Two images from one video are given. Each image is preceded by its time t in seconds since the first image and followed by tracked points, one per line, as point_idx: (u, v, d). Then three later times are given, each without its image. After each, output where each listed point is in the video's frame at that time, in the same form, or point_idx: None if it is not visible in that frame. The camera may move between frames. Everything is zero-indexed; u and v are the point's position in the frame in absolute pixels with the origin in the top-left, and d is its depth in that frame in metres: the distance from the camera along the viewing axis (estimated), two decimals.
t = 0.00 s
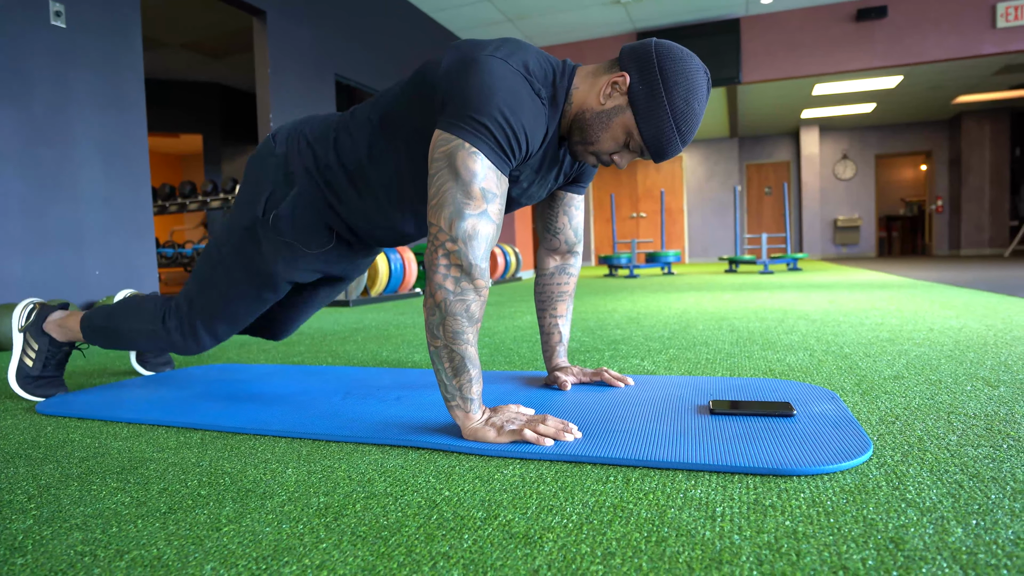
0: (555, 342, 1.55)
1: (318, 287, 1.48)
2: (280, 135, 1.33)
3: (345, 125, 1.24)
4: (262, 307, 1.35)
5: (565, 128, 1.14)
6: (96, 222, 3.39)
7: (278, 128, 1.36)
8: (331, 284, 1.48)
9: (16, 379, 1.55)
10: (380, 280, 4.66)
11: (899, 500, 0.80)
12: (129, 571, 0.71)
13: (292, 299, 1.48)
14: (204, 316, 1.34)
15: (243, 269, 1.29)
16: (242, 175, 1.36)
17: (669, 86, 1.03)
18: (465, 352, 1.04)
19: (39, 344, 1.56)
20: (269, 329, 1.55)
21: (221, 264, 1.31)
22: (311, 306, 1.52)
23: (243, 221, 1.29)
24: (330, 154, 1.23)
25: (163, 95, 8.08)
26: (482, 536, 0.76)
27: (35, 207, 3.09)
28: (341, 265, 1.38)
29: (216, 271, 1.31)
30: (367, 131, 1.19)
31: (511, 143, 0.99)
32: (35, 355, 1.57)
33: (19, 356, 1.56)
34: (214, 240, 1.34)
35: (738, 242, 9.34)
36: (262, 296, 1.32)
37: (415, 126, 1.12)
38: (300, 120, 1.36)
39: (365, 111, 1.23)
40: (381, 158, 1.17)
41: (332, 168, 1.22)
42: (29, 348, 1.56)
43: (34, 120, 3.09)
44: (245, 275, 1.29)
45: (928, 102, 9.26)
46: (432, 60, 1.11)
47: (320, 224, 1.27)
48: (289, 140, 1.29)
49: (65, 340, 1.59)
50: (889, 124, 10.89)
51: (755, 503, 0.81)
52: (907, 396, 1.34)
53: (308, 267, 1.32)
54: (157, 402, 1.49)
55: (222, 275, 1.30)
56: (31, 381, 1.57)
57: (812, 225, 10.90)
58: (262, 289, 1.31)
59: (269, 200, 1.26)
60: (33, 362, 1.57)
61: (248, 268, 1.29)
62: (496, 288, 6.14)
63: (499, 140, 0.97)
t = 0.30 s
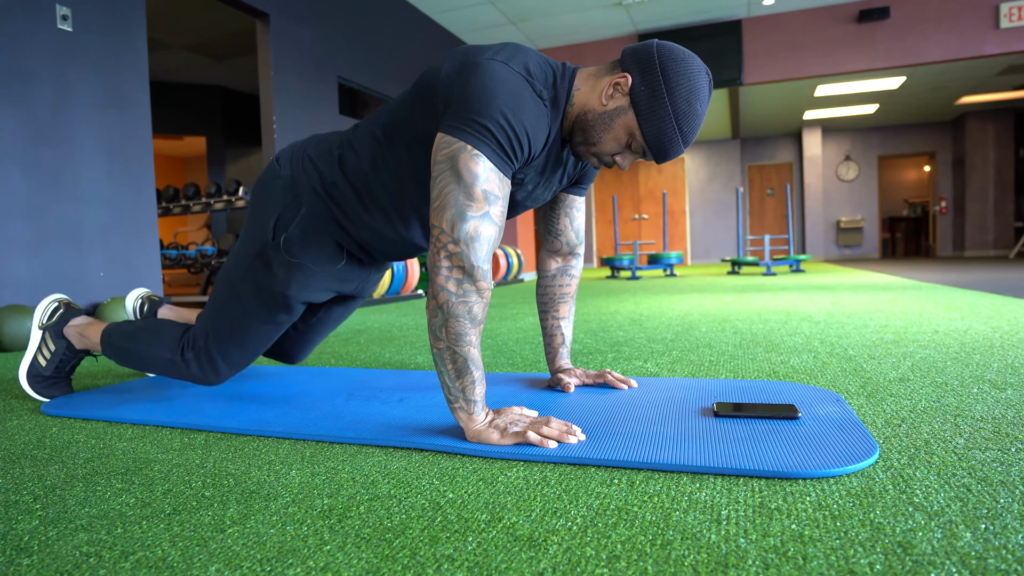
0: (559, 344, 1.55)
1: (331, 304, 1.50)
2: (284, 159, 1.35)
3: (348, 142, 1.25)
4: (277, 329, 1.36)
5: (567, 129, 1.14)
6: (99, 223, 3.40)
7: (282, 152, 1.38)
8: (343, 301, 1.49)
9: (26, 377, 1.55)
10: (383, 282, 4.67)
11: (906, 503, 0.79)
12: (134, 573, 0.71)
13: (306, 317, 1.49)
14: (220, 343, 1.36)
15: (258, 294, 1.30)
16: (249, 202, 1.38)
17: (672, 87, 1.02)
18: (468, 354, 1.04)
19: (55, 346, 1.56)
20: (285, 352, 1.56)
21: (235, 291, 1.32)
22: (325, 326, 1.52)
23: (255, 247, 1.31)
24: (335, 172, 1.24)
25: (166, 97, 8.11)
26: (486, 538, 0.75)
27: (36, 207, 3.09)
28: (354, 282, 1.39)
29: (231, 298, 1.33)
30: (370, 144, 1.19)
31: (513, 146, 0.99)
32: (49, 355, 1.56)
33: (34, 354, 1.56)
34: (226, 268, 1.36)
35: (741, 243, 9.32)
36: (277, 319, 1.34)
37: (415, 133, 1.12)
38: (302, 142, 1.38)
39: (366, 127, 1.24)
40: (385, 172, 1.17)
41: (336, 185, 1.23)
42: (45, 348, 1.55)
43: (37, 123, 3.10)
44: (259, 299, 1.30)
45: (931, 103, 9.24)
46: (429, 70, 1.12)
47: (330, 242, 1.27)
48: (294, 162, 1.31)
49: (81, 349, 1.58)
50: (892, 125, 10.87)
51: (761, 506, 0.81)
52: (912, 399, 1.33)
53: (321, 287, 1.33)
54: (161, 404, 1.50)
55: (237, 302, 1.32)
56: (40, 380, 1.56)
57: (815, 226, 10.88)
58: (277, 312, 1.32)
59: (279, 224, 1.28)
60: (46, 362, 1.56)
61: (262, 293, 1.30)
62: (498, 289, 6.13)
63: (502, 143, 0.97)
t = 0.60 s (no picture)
0: (563, 347, 1.54)
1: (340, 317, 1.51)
2: (292, 173, 1.36)
3: (354, 153, 1.25)
4: (287, 341, 1.37)
5: (572, 131, 1.14)
6: (103, 225, 3.41)
7: (289, 166, 1.40)
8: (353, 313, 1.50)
9: (33, 377, 1.55)
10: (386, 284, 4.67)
11: (912, 507, 0.79)
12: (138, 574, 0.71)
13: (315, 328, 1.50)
14: (230, 357, 1.36)
15: (268, 307, 1.31)
16: (257, 216, 1.40)
17: (677, 88, 1.02)
18: (472, 357, 1.04)
19: (64, 349, 1.56)
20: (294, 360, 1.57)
21: (245, 305, 1.33)
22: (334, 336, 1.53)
23: (264, 261, 1.31)
24: (342, 184, 1.24)
25: (170, 99, 8.14)
26: (491, 541, 0.75)
27: (40, 208, 3.10)
28: (364, 292, 1.39)
29: (241, 312, 1.34)
30: (377, 154, 1.20)
31: (518, 148, 0.99)
32: (57, 357, 1.56)
33: (41, 354, 1.56)
34: (235, 282, 1.37)
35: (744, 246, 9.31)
36: (287, 331, 1.34)
37: (420, 140, 1.12)
38: (309, 155, 1.39)
39: (373, 139, 1.24)
40: (392, 182, 1.17)
41: (344, 197, 1.23)
42: (53, 349, 1.56)
43: (42, 124, 3.12)
44: (269, 313, 1.31)
45: (935, 106, 9.23)
46: (432, 76, 1.12)
47: (339, 254, 1.28)
48: (302, 175, 1.32)
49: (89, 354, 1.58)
50: (895, 129, 10.86)
51: (766, 509, 0.81)
52: (918, 402, 1.33)
53: (330, 298, 1.33)
54: (165, 405, 1.50)
55: (247, 316, 1.33)
56: (46, 381, 1.57)
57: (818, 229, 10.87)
58: (286, 325, 1.33)
59: (287, 237, 1.29)
60: (54, 364, 1.57)
61: (271, 306, 1.31)
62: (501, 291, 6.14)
63: (507, 145, 0.97)
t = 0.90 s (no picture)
0: (562, 348, 1.55)
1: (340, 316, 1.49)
2: (293, 172, 1.35)
3: (356, 154, 1.25)
4: (287, 341, 1.36)
5: (574, 133, 1.14)
6: (103, 225, 3.41)
7: (290, 165, 1.39)
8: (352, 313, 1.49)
9: (34, 375, 1.56)
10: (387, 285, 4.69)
11: (911, 509, 0.79)
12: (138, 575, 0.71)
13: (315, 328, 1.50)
14: (229, 357, 1.36)
15: (268, 307, 1.31)
16: (258, 214, 1.39)
17: (680, 91, 1.03)
18: (472, 359, 1.04)
19: (65, 348, 1.56)
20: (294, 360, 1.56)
21: (244, 304, 1.33)
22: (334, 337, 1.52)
23: (264, 261, 1.31)
24: (344, 185, 1.24)
25: (171, 100, 8.14)
26: (490, 542, 0.75)
27: (41, 208, 3.11)
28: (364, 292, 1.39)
29: (240, 310, 1.34)
30: (378, 155, 1.20)
31: (520, 150, 0.99)
32: (58, 356, 1.56)
33: (42, 353, 1.56)
34: (235, 281, 1.37)
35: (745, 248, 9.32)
36: (286, 331, 1.34)
37: (423, 143, 1.12)
38: (310, 155, 1.38)
39: (374, 140, 1.24)
40: (394, 185, 1.17)
41: (346, 198, 1.23)
42: (54, 348, 1.56)
43: (43, 124, 3.12)
44: (269, 312, 1.31)
45: (935, 109, 9.23)
46: (435, 76, 1.12)
47: (339, 255, 1.28)
48: (302, 175, 1.32)
49: (90, 354, 1.58)
50: (896, 131, 10.86)
51: (766, 511, 0.81)
52: (917, 405, 1.33)
53: (330, 298, 1.33)
54: (165, 406, 1.50)
55: (246, 315, 1.32)
56: (48, 380, 1.57)
57: (819, 231, 10.87)
58: (286, 324, 1.33)
59: (287, 237, 1.28)
60: (54, 362, 1.57)
61: (271, 306, 1.31)
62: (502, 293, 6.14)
63: (508, 147, 0.97)
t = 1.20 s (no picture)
0: (564, 350, 1.55)
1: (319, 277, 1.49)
2: (295, 125, 1.33)
3: (359, 123, 1.24)
4: (259, 292, 1.37)
5: (579, 136, 1.14)
6: (104, 225, 3.42)
7: (295, 117, 1.36)
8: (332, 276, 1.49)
9: (26, 384, 1.57)
10: (388, 286, 4.72)
11: (912, 511, 0.79)
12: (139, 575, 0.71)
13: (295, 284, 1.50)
14: (204, 297, 1.37)
15: (245, 257, 1.31)
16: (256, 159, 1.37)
17: (687, 95, 1.03)
18: (475, 359, 1.04)
19: (44, 346, 1.59)
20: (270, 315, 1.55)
21: (224, 249, 1.33)
22: (313, 294, 1.53)
23: (249, 209, 1.30)
24: (343, 151, 1.23)
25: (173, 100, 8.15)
26: (491, 544, 0.75)
27: (42, 208, 3.11)
28: (345, 258, 1.39)
29: (220, 255, 1.33)
30: (380, 130, 1.19)
31: (525, 151, 1.00)
32: (42, 357, 1.59)
33: (26, 360, 1.58)
34: (220, 221, 1.36)
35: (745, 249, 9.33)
36: (262, 284, 1.35)
37: (426, 127, 1.12)
38: (317, 111, 1.35)
39: (380, 110, 1.23)
40: (393, 159, 1.17)
41: (342, 165, 1.23)
42: (35, 351, 1.59)
43: (45, 125, 3.13)
44: (246, 263, 1.31)
45: (936, 110, 9.22)
46: (448, 63, 1.12)
47: (324, 220, 1.28)
48: (304, 132, 1.29)
49: (69, 341, 1.62)
50: (896, 132, 10.86)
51: (766, 513, 0.81)
52: (918, 407, 1.33)
53: (307, 260, 1.34)
54: (166, 406, 1.51)
55: (223, 260, 1.32)
56: (39, 384, 1.58)
57: (819, 232, 10.86)
58: (260, 278, 1.33)
59: (277, 191, 1.27)
60: (41, 365, 1.59)
61: (248, 255, 1.31)
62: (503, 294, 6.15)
63: (513, 148, 0.97)
